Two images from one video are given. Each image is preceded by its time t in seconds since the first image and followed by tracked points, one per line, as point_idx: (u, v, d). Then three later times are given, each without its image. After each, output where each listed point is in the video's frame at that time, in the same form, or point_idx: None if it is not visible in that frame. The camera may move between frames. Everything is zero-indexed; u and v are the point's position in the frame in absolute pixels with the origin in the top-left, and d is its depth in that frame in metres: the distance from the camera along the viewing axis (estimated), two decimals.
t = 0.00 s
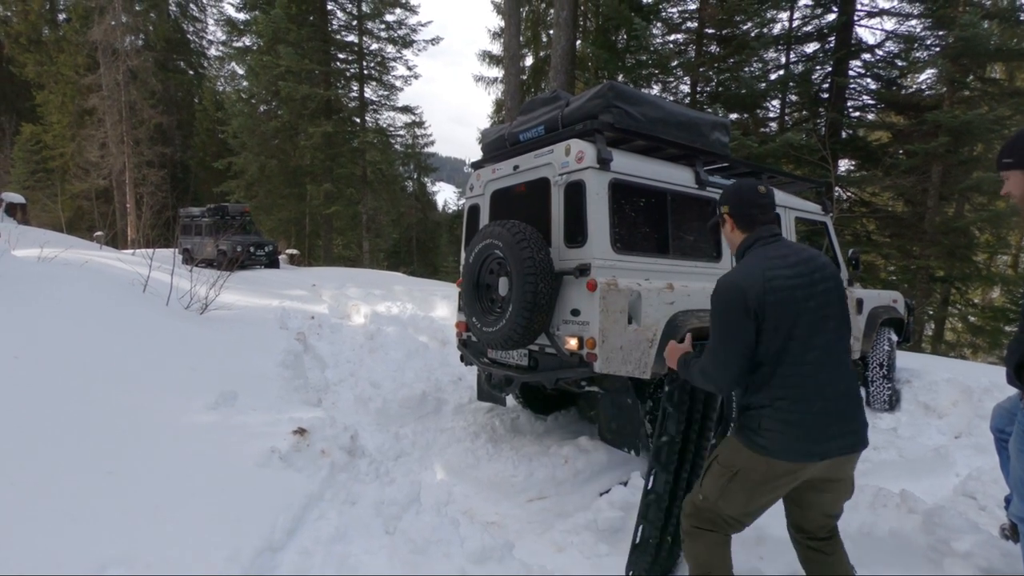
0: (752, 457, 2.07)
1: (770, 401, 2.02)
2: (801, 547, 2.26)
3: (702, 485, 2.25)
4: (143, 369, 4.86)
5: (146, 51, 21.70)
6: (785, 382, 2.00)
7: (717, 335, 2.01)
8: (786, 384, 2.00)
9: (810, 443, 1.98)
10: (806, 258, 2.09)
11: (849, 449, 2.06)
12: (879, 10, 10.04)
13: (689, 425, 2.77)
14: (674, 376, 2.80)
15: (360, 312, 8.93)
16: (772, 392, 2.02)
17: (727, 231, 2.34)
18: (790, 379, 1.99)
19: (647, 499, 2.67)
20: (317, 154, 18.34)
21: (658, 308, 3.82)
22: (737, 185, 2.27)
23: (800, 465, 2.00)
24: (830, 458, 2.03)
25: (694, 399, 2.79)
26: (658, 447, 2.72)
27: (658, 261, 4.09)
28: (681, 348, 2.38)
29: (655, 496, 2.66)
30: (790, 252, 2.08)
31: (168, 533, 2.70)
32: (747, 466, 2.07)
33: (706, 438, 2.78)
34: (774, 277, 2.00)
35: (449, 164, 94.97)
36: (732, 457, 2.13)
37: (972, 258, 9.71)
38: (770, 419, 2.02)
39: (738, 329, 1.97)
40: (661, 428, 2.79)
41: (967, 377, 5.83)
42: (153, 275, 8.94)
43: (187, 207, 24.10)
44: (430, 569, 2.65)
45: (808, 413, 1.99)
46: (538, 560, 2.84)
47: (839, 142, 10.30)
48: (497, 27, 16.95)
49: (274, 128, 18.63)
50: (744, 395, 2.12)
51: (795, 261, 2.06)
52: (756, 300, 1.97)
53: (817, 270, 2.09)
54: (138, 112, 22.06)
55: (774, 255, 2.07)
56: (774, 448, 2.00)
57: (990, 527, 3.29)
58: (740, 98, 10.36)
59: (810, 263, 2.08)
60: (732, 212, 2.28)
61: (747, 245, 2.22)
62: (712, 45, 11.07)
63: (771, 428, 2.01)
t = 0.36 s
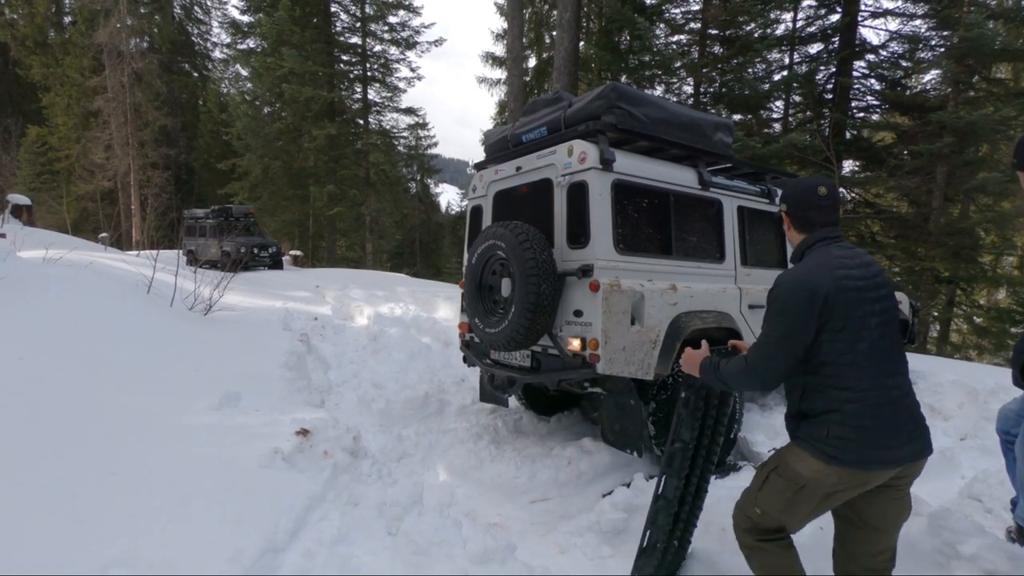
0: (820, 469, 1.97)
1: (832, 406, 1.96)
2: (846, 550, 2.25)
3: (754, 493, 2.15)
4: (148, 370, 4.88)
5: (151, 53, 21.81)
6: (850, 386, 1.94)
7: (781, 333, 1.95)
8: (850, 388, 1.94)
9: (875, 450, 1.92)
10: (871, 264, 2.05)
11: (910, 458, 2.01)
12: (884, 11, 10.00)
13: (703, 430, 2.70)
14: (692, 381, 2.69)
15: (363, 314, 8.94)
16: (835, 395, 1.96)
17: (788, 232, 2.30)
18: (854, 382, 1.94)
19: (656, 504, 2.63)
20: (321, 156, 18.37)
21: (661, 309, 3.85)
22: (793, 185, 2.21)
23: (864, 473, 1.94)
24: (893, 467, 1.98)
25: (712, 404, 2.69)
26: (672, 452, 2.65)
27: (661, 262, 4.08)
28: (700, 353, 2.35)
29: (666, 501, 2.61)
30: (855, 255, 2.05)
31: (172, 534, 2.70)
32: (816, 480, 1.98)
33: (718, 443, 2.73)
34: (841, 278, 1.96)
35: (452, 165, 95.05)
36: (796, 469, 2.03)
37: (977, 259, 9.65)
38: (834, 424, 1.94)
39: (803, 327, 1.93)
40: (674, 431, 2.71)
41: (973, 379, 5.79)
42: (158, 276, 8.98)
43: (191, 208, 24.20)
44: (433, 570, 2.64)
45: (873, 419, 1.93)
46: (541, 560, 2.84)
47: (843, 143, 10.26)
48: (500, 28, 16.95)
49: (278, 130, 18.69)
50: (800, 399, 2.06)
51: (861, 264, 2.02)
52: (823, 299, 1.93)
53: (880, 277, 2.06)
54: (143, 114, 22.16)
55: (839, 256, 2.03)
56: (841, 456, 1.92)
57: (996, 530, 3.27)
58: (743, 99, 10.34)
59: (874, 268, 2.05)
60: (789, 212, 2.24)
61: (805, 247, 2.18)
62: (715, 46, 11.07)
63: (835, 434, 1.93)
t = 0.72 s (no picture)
0: (846, 491, 1.88)
1: (841, 421, 1.86)
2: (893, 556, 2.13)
3: (808, 535, 2.03)
4: (148, 371, 4.87)
5: (151, 54, 21.83)
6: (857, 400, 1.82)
7: (788, 337, 1.87)
8: (860, 403, 1.82)
9: (896, 467, 1.81)
10: (899, 263, 1.87)
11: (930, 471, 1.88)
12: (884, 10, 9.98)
13: (713, 434, 2.67)
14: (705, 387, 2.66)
15: (364, 314, 8.94)
16: (845, 410, 1.85)
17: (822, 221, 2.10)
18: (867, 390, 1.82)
19: (663, 506, 2.61)
20: (322, 156, 18.37)
21: (658, 309, 3.87)
22: (832, 172, 1.99)
23: (891, 491, 1.83)
24: (920, 480, 1.86)
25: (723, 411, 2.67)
26: (681, 454, 2.64)
27: (660, 261, 4.08)
28: (716, 354, 2.30)
29: (672, 505, 2.59)
30: (881, 254, 1.88)
31: (174, 533, 2.71)
32: (851, 508, 1.88)
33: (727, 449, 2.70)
34: (860, 282, 1.82)
35: (453, 165, 95.11)
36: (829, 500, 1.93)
37: (978, 259, 9.64)
38: (846, 442, 1.85)
39: (809, 334, 1.83)
40: (685, 434, 2.69)
41: (975, 380, 5.77)
42: (159, 276, 8.99)
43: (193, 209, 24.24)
44: (434, 569, 2.65)
45: (890, 434, 1.81)
46: (542, 560, 2.84)
47: (843, 142, 10.24)
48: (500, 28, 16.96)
49: (279, 130, 18.72)
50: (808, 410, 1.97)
51: (887, 266, 1.85)
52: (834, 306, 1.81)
53: (909, 278, 1.88)
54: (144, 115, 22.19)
55: (863, 257, 1.86)
56: (859, 476, 1.83)
57: (998, 531, 3.27)
58: (744, 99, 10.34)
59: (902, 268, 1.87)
60: (824, 202, 2.02)
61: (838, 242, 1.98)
62: (716, 46, 11.07)
63: (850, 453, 1.84)
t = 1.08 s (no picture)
0: (856, 495, 1.88)
1: (859, 428, 1.86)
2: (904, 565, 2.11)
3: (814, 539, 2.03)
4: (147, 371, 4.87)
5: (150, 54, 21.84)
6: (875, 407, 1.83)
7: (827, 346, 1.81)
8: (882, 410, 1.83)
9: (908, 472, 1.83)
10: (935, 266, 1.86)
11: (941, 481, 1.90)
12: (883, 11, 9.99)
13: (746, 427, 2.57)
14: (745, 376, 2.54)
15: (363, 314, 8.94)
16: (866, 416, 1.85)
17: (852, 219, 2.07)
18: (886, 395, 1.82)
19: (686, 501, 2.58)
20: (321, 157, 18.37)
21: (647, 309, 3.87)
22: (865, 169, 1.95)
23: (903, 497, 1.84)
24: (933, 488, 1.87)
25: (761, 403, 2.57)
26: (712, 448, 2.57)
27: (649, 261, 4.07)
28: (755, 344, 2.21)
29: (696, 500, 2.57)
30: (917, 256, 1.86)
31: (174, 533, 2.71)
32: (859, 508, 1.88)
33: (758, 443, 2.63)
34: (898, 287, 1.80)
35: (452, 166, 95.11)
36: (837, 501, 1.94)
37: (977, 260, 9.65)
38: (861, 447, 1.85)
39: (850, 340, 1.79)
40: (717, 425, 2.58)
41: (975, 380, 5.78)
42: (158, 277, 8.99)
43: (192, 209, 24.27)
44: (433, 570, 2.65)
45: (906, 441, 1.82)
46: (541, 560, 2.84)
47: (842, 143, 10.24)
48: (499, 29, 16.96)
49: (278, 131, 18.72)
50: (825, 413, 1.97)
51: (923, 268, 1.84)
52: (875, 311, 1.78)
53: (944, 282, 1.87)
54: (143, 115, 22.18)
55: (902, 259, 1.84)
56: (872, 481, 1.84)
57: (997, 531, 3.27)
58: (743, 100, 10.34)
59: (937, 272, 1.86)
60: (857, 200, 1.99)
61: (874, 241, 1.95)
62: (715, 47, 11.08)
63: (864, 458, 1.84)
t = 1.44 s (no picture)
0: (886, 497, 1.87)
1: (894, 429, 1.85)
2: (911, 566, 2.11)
3: (823, 527, 2.04)
4: (145, 373, 4.88)
5: (147, 56, 21.83)
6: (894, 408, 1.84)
7: (847, 348, 1.83)
8: (919, 412, 1.81)
9: (946, 481, 1.80)
10: (948, 267, 1.87)
11: (983, 491, 1.87)
12: (879, 11, 10.00)
13: (750, 463, 2.57)
14: (762, 408, 2.50)
15: (362, 316, 8.94)
16: (899, 418, 1.83)
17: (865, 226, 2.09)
18: (911, 399, 1.81)
19: (681, 521, 2.58)
20: (319, 158, 18.36)
21: (627, 310, 3.82)
22: (877, 179, 1.97)
23: (937, 504, 1.82)
24: (971, 498, 1.84)
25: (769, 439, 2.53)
26: (713, 474, 2.57)
27: (630, 262, 4.03)
28: (773, 380, 2.19)
29: (692, 522, 2.56)
30: (931, 259, 1.86)
31: (173, 536, 2.71)
32: (883, 509, 1.87)
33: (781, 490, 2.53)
34: (913, 286, 1.82)
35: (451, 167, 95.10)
36: (860, 499, 1.93)
37: (975, 259, 9.66)
38: (894, 449, 1.84)
39: (870, 339, 1.80)
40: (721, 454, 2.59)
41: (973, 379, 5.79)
42: (155, 279, 8.98)
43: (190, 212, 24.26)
44: (432, 570, 2.65)
45: (944, 446, 1.80)
46: (539, 560, 2.85)
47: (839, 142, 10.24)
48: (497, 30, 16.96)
49: (276, 133, 18.69)
50: (861, 417, 1.96)
51: (939, 271, 1.85)
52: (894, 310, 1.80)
53: (958, 284, 1.87)
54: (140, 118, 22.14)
55: (916, 261, 1.85)
56: (903, 483, 1.83)
57: (996, 529, 3.28)
58: (740, 99, 10.34)
59: (952, 273, 1.87)
60: (870, 208, 2.01)
61: (887, 245, 1.96)
62: (712, 47, 11.10)
63: (897, 461, 1.83)
